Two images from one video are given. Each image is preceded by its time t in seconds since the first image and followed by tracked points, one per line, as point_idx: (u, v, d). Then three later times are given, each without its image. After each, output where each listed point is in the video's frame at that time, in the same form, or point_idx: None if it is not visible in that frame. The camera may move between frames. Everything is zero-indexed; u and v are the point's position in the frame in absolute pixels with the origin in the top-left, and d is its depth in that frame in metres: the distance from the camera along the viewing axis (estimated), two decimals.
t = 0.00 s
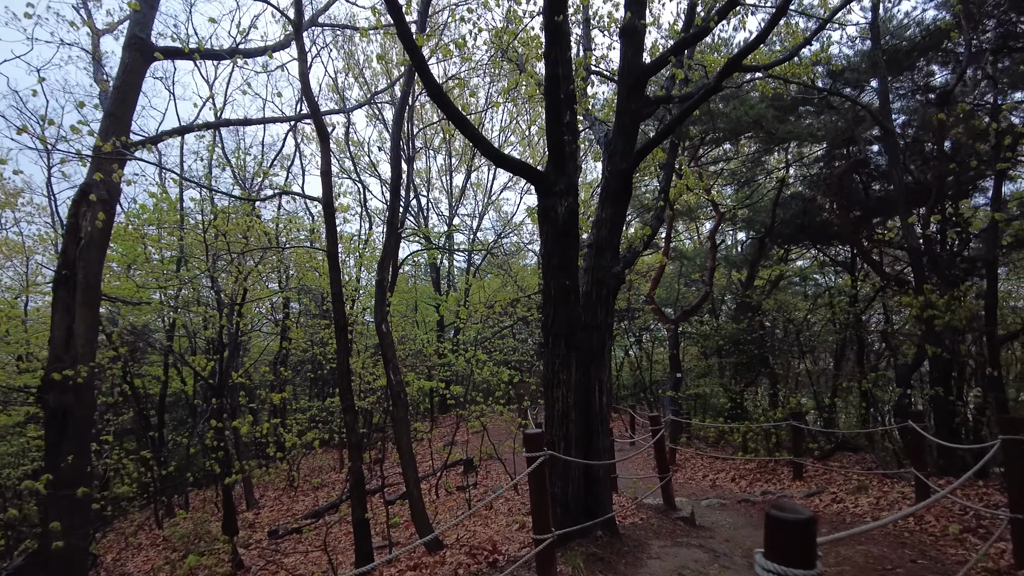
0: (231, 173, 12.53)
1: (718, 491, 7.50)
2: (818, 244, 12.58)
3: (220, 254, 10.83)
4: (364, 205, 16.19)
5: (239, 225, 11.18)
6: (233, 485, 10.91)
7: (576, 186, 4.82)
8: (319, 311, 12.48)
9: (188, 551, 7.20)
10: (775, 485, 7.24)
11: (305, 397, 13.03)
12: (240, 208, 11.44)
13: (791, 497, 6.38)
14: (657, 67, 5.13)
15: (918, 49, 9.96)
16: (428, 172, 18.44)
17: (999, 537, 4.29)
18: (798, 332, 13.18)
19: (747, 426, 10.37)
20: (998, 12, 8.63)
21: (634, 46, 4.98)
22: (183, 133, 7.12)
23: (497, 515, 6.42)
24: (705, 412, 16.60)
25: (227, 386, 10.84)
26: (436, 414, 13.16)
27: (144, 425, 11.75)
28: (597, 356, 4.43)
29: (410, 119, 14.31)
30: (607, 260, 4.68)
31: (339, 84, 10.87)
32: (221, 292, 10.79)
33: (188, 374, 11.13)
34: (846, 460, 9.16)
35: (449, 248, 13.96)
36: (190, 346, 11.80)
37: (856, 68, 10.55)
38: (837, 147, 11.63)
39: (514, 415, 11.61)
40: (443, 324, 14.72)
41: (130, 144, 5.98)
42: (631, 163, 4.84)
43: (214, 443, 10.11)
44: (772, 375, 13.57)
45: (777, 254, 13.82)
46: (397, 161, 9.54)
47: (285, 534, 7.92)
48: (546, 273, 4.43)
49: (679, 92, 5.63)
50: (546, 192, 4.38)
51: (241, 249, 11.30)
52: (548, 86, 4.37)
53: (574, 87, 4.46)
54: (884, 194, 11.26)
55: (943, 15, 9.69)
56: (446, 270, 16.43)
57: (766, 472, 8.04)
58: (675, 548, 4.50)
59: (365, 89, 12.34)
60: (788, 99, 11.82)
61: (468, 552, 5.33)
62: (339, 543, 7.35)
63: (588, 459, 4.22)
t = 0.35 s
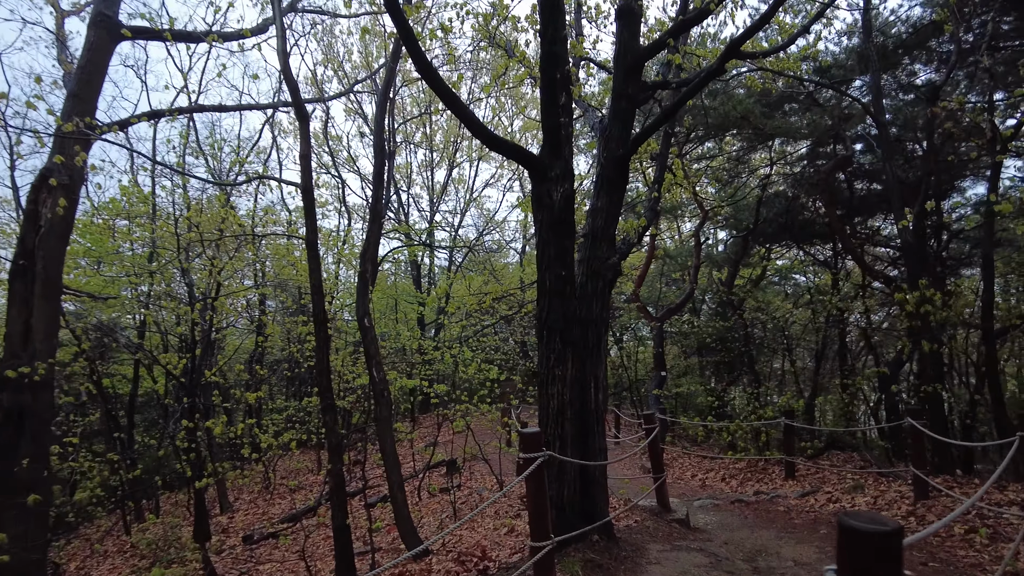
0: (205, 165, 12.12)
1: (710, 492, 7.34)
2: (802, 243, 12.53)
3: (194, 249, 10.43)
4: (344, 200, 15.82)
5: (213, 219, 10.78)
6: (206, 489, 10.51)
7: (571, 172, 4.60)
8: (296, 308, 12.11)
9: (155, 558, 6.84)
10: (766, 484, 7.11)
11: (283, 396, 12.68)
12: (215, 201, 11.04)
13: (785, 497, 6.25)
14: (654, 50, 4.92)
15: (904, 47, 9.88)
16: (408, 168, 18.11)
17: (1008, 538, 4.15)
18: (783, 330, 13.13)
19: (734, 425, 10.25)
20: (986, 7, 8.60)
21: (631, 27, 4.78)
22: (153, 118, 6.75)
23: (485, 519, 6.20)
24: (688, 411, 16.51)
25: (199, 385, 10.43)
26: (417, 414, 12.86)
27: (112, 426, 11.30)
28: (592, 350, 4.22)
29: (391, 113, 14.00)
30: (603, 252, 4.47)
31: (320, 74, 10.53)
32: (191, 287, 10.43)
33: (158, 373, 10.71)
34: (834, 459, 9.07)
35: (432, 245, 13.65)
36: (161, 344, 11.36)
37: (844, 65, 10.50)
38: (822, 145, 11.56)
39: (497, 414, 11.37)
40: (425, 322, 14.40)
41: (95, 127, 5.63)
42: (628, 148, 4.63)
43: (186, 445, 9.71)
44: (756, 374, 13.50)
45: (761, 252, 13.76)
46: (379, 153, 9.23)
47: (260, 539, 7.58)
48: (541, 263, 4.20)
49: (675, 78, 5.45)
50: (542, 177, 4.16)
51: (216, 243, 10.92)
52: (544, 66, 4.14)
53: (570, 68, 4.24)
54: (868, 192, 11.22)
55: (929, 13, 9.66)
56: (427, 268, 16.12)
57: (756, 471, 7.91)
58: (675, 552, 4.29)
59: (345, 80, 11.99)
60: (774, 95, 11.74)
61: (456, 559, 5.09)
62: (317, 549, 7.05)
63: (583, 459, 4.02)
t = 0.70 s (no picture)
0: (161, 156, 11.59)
1: (682, 493, 7.23)
2: (770, 243, 12.55)
3: (146, 244, 9.93)
4: (308, 196, 15.36)
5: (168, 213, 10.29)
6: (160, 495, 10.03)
7: (548, 161, 4.39)
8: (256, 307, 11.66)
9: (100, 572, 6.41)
10: (740, 485, 7.01)
11: (243, 397, 12.21)
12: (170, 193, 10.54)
13: (760, 498, 6.15)
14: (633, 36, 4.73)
15: (873, 48, 9.83)
16: (375, 162, 17.69)
17: (991, 541, 4.08)
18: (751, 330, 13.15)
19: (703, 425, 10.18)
20: (953, 9, 8.65)
21: (610, 11, 4.58)
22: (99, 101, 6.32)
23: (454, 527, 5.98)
24: (657, 411, 16.48)
25: (152, 387, 9.92)
26: (383, 416, 12.52)
27: (59, 429, 10.72)
28: (570, 348, 4.01)
29: (356, 106, 13.59)
30: (581, 245, 4.26)
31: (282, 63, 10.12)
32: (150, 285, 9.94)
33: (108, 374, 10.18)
34: (804, 458, 9.05)
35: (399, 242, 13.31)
36: (111, 344, 10.80)
37: (814, 65, 10.52)
38: (792, 145, 11.58)
39: (465, 416, 11.12)
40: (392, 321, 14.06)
41: (33, 108, 5.21)
42: (607, 137, 4.43)
43: (137, 450, 9.23)
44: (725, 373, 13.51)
45: (730, 251, 13.75)
46: (344, 145, 8.89)
47: (215, 549, 7.19)
48: (516, 255, 3.98)
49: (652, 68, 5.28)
50: (517, 164, 3.93)
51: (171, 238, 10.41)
52: (521, 47, 3.88)
53: (548, 50, 4.02)
54: (835, 194, 11.30)
55: (896, 14, 9.68)
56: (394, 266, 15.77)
57: (729, 472, 7.82)
58: (654, 559, 4.11)
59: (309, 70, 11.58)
60: (745, 94, 11.68)
61: (424, 571, 4.86)
62: (275, 559, 6.71)
63: (560, 464, 3.81)
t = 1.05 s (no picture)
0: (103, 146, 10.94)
1: (651, 493, 7.07)
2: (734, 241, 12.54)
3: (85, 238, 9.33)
4: (263, 190, 14.79)
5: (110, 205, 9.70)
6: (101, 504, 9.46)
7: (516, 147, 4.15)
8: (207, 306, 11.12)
9: None
10: (708, 484, 6.90)
11: (192, 400, 11.64)
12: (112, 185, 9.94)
13: (730, 497, 6.03)
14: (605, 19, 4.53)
15: (835, 48, 9.86)
16: (334, 157, 17.18)
17: (967, 538, 4.00)
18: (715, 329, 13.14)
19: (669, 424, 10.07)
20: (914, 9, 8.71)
21: None
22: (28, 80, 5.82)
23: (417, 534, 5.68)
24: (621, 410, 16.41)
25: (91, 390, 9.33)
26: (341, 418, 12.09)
27: None
28: (540, 344, 3.78)
29: (314, 98, 13.11)
30: (552, 236, 4.03)
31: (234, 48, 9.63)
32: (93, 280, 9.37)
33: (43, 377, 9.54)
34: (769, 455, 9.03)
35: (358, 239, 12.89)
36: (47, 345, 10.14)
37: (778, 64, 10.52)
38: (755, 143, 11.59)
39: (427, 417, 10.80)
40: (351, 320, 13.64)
41: None
42: (577, 122, 4.22)
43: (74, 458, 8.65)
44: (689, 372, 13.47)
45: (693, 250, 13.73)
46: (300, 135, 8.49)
47: (159, 561, 6.75)
48: (484, 245, 3.74)
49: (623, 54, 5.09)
50: (484, 147, 3.69)
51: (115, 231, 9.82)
52: (491, 21, 3.73)
53: (517, 27, 3.78)
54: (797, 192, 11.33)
55: (857, 15, 9.73)
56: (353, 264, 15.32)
57: (696, 471, 7.70)
58: (628, 566, 3.90)
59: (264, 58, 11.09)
60: (710, 91, 11.65)
61: None
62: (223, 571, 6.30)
63: (530, 467, 3.57)
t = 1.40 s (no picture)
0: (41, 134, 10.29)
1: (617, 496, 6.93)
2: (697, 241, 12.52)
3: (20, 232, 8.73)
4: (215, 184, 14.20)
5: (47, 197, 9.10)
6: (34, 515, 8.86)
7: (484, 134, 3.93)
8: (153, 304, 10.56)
9: None
10: (676, 486, 6.79)
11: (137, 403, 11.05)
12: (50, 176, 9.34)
13: (699, 499, 5.92)
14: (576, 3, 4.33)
15: (798, 49, 9.90)
16: (291, 152, 16.63)
17: (943, 540, 3.94)
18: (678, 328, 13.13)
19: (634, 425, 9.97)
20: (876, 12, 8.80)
21: None
22: None
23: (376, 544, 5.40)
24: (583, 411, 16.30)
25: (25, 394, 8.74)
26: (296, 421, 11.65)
27: None
28: (510, 343, 3.56)
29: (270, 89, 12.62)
30: (522, 228, 3.82)
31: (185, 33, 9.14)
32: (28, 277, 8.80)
33: None
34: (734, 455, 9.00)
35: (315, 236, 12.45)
36: None
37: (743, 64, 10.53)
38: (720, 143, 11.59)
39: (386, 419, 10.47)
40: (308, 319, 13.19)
41: None
42: (548, 109, 4.02)
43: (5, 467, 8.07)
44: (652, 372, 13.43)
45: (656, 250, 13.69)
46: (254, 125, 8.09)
47: None
48: (451, 237, 3.51)
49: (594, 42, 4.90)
50: (451, 132, 3.46)
51: (54, 225, 9.24)
52: None
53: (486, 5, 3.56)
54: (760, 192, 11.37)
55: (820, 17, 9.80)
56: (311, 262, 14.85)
57: (663, 472, 7.59)
58: None
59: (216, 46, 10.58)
60: (675, 91, 11.60)
61: None
62: None
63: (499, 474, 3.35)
